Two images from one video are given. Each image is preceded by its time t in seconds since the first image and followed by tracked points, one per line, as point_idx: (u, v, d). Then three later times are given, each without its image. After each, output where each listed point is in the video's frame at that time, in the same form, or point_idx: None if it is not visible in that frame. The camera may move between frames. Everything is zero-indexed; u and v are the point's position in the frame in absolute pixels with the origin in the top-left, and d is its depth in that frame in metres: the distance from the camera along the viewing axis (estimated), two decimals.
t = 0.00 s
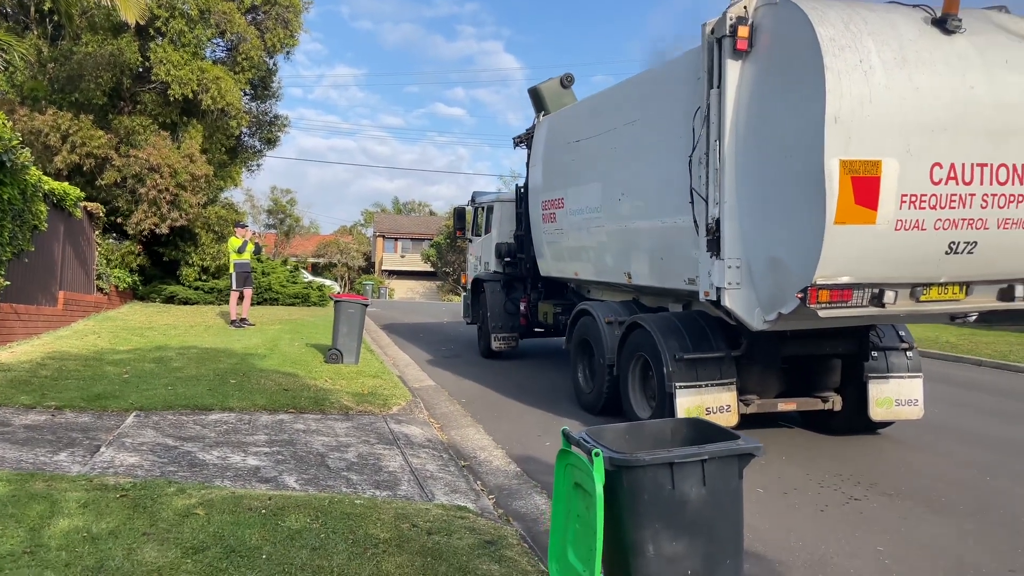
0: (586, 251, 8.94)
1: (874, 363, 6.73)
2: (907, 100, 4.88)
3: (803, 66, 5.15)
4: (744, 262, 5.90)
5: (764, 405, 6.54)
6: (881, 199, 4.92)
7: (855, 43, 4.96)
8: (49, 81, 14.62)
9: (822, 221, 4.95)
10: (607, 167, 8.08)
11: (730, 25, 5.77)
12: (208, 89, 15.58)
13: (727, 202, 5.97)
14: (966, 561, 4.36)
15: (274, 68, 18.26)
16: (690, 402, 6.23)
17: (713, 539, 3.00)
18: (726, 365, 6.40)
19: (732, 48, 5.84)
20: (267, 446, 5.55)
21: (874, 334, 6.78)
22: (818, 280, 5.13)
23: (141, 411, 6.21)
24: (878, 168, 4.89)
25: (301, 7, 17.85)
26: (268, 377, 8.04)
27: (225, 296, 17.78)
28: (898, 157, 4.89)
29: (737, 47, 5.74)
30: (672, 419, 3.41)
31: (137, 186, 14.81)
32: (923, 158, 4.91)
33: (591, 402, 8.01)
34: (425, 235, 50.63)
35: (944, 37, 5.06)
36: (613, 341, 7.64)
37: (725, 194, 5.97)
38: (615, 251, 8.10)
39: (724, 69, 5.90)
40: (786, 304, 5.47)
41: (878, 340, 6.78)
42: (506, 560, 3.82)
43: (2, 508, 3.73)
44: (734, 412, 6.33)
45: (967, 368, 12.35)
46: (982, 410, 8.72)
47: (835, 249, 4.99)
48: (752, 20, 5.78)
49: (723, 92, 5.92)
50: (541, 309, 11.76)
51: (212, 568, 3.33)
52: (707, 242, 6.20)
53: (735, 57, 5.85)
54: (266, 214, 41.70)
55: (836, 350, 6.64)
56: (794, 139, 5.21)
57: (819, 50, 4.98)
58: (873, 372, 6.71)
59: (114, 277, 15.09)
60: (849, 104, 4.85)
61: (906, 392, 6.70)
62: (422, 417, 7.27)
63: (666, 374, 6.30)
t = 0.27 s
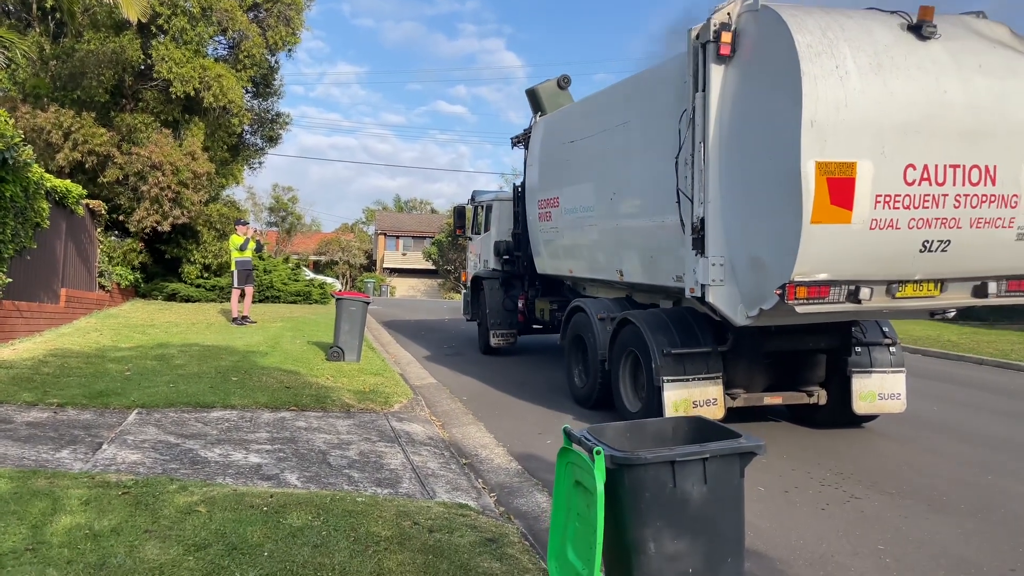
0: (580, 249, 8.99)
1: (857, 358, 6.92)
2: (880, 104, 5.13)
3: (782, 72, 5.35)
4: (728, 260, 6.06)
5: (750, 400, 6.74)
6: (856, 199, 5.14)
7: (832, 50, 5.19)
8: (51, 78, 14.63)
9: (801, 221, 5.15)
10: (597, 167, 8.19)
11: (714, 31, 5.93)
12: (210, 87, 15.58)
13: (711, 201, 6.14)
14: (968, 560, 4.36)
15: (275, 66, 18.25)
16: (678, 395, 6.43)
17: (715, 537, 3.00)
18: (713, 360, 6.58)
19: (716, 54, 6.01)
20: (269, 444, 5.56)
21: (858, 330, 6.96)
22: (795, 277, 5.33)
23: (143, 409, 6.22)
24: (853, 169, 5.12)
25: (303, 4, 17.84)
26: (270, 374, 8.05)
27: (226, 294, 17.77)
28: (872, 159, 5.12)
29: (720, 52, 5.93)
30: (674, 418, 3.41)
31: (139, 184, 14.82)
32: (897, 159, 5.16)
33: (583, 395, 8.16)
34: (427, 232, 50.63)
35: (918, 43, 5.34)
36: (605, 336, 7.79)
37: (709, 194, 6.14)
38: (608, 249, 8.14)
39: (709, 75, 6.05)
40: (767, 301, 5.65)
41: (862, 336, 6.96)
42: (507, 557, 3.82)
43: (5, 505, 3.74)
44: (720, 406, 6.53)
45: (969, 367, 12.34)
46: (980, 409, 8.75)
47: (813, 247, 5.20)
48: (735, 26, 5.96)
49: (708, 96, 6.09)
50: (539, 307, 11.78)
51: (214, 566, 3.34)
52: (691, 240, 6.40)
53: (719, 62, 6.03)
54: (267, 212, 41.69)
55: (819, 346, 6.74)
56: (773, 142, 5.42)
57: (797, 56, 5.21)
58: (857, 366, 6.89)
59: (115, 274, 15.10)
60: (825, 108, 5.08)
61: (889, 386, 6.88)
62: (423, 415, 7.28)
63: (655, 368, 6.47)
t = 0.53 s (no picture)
0: (577, 246, 9.26)
1: (841, 353, 7.11)
2: (853, 109, 5.46)
3: (760, 78, 5.71)
4: (711, 257, 6.44)
5: (736, 393, 6.98)
6: (829, 199, 5.49)
7: (806, 57, 5.54)
8: (55, 75, 14.65)
9: (775, 219, 5.51)
10: (592, 167, 8.51)
11: (697, 38, 6.31)
12: (214, 84, 15.58)
13: (696, 201, 6.51)
14: (972, 559, 4.35)
15: (279, 63, 18.25)
16: (665, 388, 6.72)
17: (719, 536, 2.99)
18: (700, 354, 6.85)
19: (700, 60, 6.38)
20: (272, 442, 5.56)
21: (841, 326, 7.14)
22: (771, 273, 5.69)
23: (147, 406, 6.23)
24: (826, 171, 5.46)
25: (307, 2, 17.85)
26: (274, 372, 8.05)
27: (230, 292, 17.78)
28: (845, 161, 5.46)
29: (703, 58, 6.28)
30: (677, 418, 3.40)
31: (143, 181, 14.82)
32: (869, 162, 5.49)
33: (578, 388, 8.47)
34: (430, 231, 50.63)
35: (892, 50, 5.67)
36: (598, 330, 8.09)
37: (693, 194, 6.51)
38: (606, 247, 8.37)
39: (693, 80, 6.45)
40: (746, 296, 6.01)
41: (845, 332, 7.15)
42: (510, 556, 3.82)
43: (9, 501, 3.74)
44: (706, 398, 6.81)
45: (974, 366, 12.30)
46: (982, 408, 8.75)
47: (788, 244, 5.56)
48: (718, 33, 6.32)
49: (692, 100, 6.47)
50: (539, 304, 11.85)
51: (218, 563, 3.34)
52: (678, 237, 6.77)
53: (703, 68, 6.40)
54: (270, 209, 41.72)
55: (802, 341, 6.97)
56: (752, 144, 5.78)
57: (773, 63, 5.55)
58: (840, 361, 7.08)
59: (119, 272, 15.12)
60: (799, 113, 5.43)
61: (872, 380, 7.04)
62: (427, 413, 7.29)
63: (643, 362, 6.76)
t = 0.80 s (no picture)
0: (573, 243, 9.44)
1: (827, 346, 7.29)
2: (828, 109, 5.62)
3: (739, 79, 5.88)
4: (693, 252, 6.64)
5: (724, 384, 7.16)
6: (804, 196, 5.67)
7: (783, 59, 5.70)
8: (62, 71, 14.70)
9: (752, 215, 5.70)
10: (586, 165, 8.70)
11: (682, 40, 6.48)
12: (220, 80, 15.59)
13: (680, 198, 6.71)
14: (980, 557, 4.33)
15: (285, 59, 18.26)
16: (653, 377, 6.93)
17: (725, 532, 2.99)
18: (688, 346, 7.06)
19: (684, 61, 6.56)
20: (278, 437, 5.57)
21: (827, 319, 7.33)
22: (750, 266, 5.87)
23: (153, 401, 6.25)
24: (801, 168, 5.64)
25: None
26: (279, 367, 8.07)
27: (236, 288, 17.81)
28: (819, 159, 5.63)
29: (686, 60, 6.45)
30: (684, 414, 3.39)
31: (149, 177, 14.85)
32: (843, 160, 5.66)
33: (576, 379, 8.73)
34: (435, 227, 50.64)
35: (867, 52, 5.82)
36: (592, 323, 8.35)
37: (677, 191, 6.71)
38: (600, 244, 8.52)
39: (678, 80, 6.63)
40: (726, 290, 6.20)
41: (831, 325, 7.33)
42: (516, 552, 3.82)
43: (17, 495, 3.75)
44: (693, 387, 7.03)
45: (981, 364, 12.24)
46: (988, 405, 8.71)
47: (764, 239, 5.74)
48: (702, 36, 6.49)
49: (677, 100, 6.65)
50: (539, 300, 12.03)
51: (224, 557, 3.35)
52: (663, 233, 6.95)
53: (688, 69, 6.57)
54: (276, 206, 41.79)
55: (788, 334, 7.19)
56: (731, 143, 5.95)
57: (750, 65, 5.72)
58: (825, 354, 7.26)
59: (125, 267, 15.16)
60: (775, 113, 5.60)
61: (856, 372, 7.26)
62: (432, 409, 7.29)
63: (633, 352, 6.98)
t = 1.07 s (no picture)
0: (575, 236, 9.80)
1: (816, 337, 7.69)
2: (808, 109, 5.96)
3: (724, 80, 6.22)
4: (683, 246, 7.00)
5: (716, 372, 7.59)
6: (786, 191, 6.01)
7: (765, 60, 6.04)
8: (71, 66, 14.76)
9: (736, 209, 6.04)
10: (587, 161, 9.06)
11: (672, 42, 6.81)
12: (227, 74, 15.62)
13: (670, 194, 7.06)
14: (989, 551, 4.31)
15: (293, 54, 18.28)
16: (647, 366, 7.27)
17: (733, 525, 2.99)
18: (680, 336, 7.42)
19: (674, 62, 6.89)
20: (287, 429, 5.60)
21: (818, 311, 7.72)
22: (734, 259, 6.19)
23: (163, 393, 6.29)
24: (783, 165, 5.98)
25: None
26: (288, 361, 8.09)
27: (244, 282, 17.88)
28: (800, 157, 5.96)
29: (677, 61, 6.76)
30: (691, 407, 3.38)
31: (158, 171, 14.90)
32: (824, 157, 5.99)
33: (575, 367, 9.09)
34: (442, 222, 50.68)
35: (849, 53, 6.14)
36: (590, 315, 8.69)
37: (667, 188, 7.06)
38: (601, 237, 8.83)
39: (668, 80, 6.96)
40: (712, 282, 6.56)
41: (821, 316, 7.73)
42: (524, 543, 3.83)
43: (28, 486, 3.78)
44: (686, 376, 7.39)
45: (991, 359, 12.17)
46: (997, 400, 8.69)
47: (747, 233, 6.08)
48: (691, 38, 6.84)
49: (667, 100, 7.01)
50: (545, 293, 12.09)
51: (234, 548, 3.37)
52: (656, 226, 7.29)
53: (678, 70, 6.91)
54: (283, 201, 41.88)
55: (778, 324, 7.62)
56: (715, 141, 6.30)
57: (735, 66, 6.05)
58: (815, 344, 7.67)
59: (134, 261, 15.23)
60: (757, 112, 5.94)
61: (845, 361, 7.65)
62: (440, 402, 7.31)
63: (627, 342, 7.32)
